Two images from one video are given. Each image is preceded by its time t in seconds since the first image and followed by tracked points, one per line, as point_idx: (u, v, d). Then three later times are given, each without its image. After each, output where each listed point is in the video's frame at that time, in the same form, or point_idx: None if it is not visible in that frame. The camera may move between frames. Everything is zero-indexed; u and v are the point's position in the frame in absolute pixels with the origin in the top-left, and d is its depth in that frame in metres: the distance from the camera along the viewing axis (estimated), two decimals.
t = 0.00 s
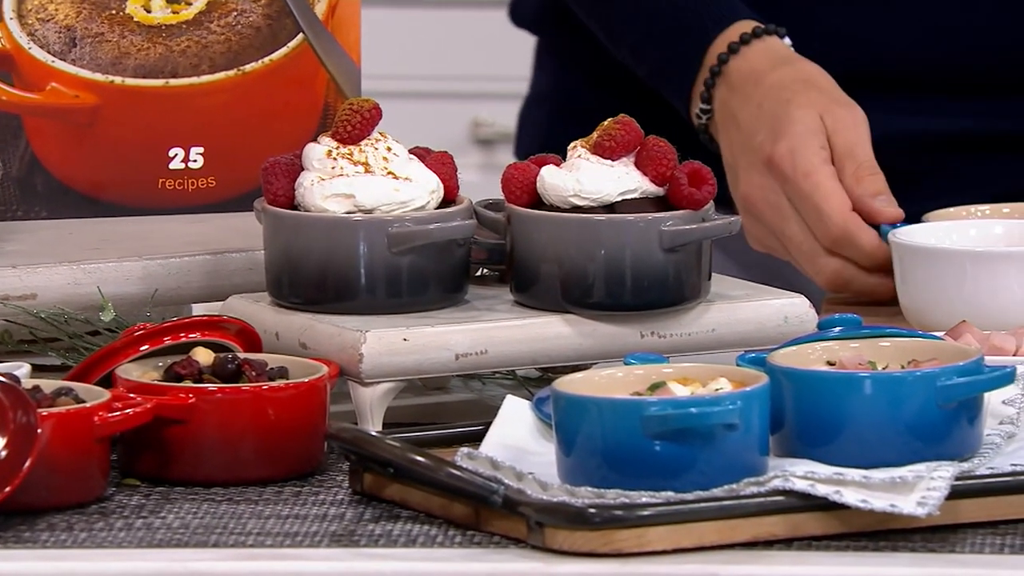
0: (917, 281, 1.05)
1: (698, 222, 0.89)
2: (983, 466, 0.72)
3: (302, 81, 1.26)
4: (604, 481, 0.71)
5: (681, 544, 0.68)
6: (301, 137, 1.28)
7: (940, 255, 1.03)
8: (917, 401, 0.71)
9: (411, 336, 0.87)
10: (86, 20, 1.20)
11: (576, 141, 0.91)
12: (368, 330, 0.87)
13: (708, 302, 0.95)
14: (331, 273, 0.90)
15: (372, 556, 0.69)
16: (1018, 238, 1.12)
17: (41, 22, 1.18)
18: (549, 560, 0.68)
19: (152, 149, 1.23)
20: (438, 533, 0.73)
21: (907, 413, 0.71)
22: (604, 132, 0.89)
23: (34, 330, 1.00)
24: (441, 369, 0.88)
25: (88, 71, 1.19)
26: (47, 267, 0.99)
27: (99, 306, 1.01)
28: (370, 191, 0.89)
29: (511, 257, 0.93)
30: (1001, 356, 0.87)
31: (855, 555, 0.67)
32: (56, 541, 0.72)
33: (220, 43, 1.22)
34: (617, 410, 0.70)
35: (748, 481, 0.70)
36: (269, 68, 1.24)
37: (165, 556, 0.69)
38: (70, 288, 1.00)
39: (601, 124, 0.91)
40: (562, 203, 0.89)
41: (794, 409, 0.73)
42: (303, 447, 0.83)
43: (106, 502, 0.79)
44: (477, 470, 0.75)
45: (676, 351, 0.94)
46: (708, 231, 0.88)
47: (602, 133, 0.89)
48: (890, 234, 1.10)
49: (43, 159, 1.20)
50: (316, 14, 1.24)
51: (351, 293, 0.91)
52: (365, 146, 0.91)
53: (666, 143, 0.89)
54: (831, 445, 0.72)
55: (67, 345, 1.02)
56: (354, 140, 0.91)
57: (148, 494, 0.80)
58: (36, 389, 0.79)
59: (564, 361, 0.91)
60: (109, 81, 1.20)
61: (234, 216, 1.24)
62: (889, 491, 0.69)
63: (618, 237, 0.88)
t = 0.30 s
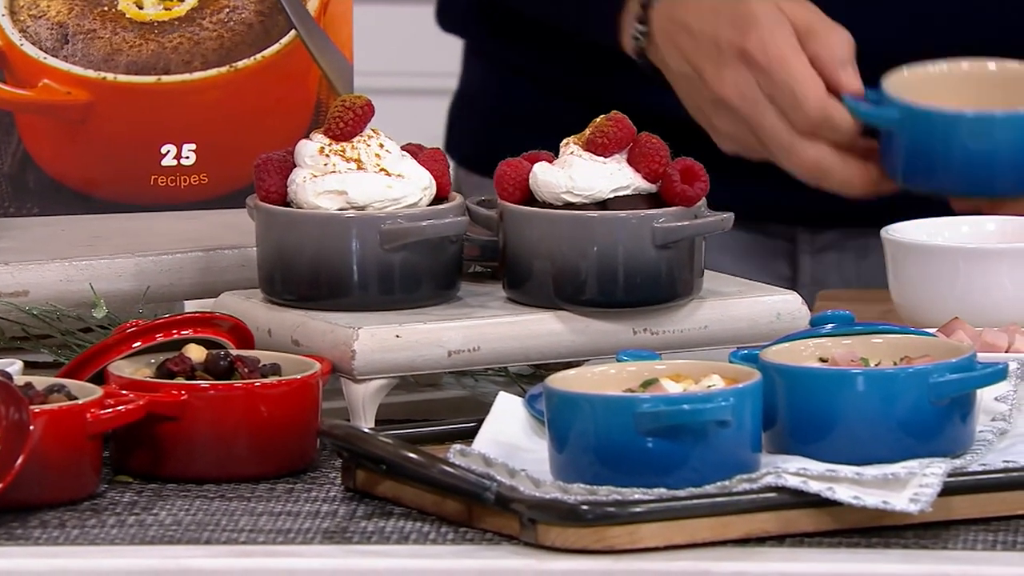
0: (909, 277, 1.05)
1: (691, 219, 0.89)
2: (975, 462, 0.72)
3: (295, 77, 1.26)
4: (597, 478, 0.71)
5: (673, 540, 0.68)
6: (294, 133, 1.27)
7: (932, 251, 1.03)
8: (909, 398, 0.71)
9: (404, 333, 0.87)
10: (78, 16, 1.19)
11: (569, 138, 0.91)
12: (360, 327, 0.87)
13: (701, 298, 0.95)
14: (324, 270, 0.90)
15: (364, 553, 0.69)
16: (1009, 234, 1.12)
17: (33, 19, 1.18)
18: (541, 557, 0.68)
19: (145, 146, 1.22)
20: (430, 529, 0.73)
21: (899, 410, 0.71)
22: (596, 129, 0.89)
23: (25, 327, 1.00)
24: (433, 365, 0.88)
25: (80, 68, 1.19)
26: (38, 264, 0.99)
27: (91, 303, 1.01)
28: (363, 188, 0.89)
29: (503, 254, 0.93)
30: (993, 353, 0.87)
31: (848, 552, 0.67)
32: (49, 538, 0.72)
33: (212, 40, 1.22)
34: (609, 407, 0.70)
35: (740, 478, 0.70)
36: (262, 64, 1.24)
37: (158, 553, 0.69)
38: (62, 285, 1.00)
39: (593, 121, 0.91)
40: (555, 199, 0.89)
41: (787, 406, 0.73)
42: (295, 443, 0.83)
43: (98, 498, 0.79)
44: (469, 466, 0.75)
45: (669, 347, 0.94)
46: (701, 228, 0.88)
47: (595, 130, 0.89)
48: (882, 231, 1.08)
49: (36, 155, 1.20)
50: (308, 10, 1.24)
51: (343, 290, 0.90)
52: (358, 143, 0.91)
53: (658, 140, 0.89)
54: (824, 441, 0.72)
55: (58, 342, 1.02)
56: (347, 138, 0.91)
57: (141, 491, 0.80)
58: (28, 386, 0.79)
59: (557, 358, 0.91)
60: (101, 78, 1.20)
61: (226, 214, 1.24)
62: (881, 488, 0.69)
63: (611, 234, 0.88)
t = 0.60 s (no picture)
0: (902, 273, 1.05)
1: (684, 215, 0.89)
2: (969, 459, 0.72)
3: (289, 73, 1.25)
4: (591, 475, 0.71)
5: (667, 537, 0.68)
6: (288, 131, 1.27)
7: (925, 248, 1.03)
8: (903, 395, 0.71)
9: (397, 330, 0.87)
10: (71, 13, 1.19)
11: (563, 134, 0.91)
12: (354, 324, 0.87)
13: (695, 295, 0.95)
14: (317, 267, 0.90)
15: (358, 550, 0.69)
16: (1003, 231, 1.12)
17: (25, 16, 1.18)
18: (535, 554, 0.68)
19: (138, 142, 1.22)
20: (424, 526, 0.73)
21: (893, 407, 0.71)
22: (590, 126, 0.89)
23: (18, 325, 1.00)
24: (426, 362, 0.88)
25: (72, 64, 1.19)
26: (31, 261, 0.99)
27: (85, 300, 1.01)
28: (356, 185, 0.89)
29: (497, 251, 0.93)
30: (987, 350, 0.87)
31: (841, 549, 0.67)
32: (42, 535, 0.72)
33: (205, 37, 1.22)
34: (604, 404, 0.70)
35: (735, 475, 0.70)
36: (255, 61, 1.24)
37: (153, 550, 0.69)
38: (56, 282, 1.00)
39: (587, 118, 0.91)
40: (548, 196, 0.89)
41: (781, 402, 0.73)
42: (289, 440, 0.83)
43: (92, 496, 0.79)
44: (463, 464, 0.75)
45: (662, 345, 0.94)
46: (694, 225, 0.88)
47: (589, 127, 0.89)
48: (879, 228, 1.09)
49: (29, 152, 1.20)
50: (302, 7, 1.24)
51: (336, 287, 0.90)
52: (351, 139, 0.91)
53: (651, 136, 0.89)
54: (818, 438, 0.72)
55: (52, 339, 1.02)
56: (341, 134, 0.90)
57: (134, 488, 0.80)
58: (22, 383, 0.79)
59: (551, 355, 0.91)
60: (94, 75, 1.20)
61: (218, 209, 1.23)
62: (875, 485, 0.69)
63: (604, 231, 0.88)
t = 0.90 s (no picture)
0: (894, 271, 1.05)
1: (677, 212, 0.89)
2: (962, 456, 0.71)
3: (281, 69, 1.25)
4: (583, 472, 0.71)
5: (660, 535, 0.68)
6: (280, 129, 1.27)
7: (918, 245, 1.03)
8: (896, 392, 0.71)
9: (390, 327, 0.86)
10: (63, 9, 1.19)
11: (556, 131, 0.91)
12: (346, 321, 0.86)
13: (688, 292, 0.95)
14: (310, 264, 0.90)
15: (351, 548, 0.69)
16: (995, 228, 1.12)
17: (17, 12, 1.18)
18: (528, 551, 0.68)
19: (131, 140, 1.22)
20: (417, 524, 0.73)
21: (886, 404, 0.71)
22: (583, 122, 0.89)
23: (11, 322, 1.00)
24: (419, 359, 0.87)
25: (64, 61, 1.18)
26: (23, 258, 0.99)
27: (77, 297, 1.00)
28: (349, 181, 0.89)
29: (490, 248, 0.92)
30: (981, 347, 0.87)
31: (834, 546, 0.67)
32: (35, 532, 0.71)
33: (197, 33, 1.22)
34: (597, 401, 0.70)
35: (728, 472, 0.69)
36: (248, 58, 1.24)
37: (146, 548, 0.69)
38: (48, 279, 0.99)
39: (580, 114, 0.91)
40: (541, 193, 0.89)
41: (773, 400, 0.73)
42: (281, 437, 0.83)
43: (84, 493, 0.78)
44: (456, 461, 0.75)
45: (655, 342, 0.94)
46: (687, 222, 0.88)
47: (582, 123, 0.89)
48: (872, 225, 1.09)
49: (21, 149, 1.19)
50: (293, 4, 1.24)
51: (329, 284, 0.90)
52: (344, 137, 0.91)
53: (645, 133, 0.89)
54: (811, 435, 0.72)
55: (45, 337, 1.02)
56: (333, 131, 0.91)
57: (127, 486, 0.80)
58: (13, 380, 0.78)
59: (544, 352, 0.91)
60: (86, 71, 1.19)
61: (211, 206, 1.23)
62: (868, 482, 0.69)
63: (597, 227, 0.88)
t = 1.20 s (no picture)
0: (886, 267, 1.05)
1: (669, 209, 0.89)
2: (953, 453, 0.71)
3: (272, 66, 1.25)
4: (575, 469, 0.71)
5: (651, 532, 0.67)
6: (270, 126, 1.26)
7: (910, 242, 1.03)
8: (887, 389, 0.71)
9: (381, 324, 0.86)
10: (53, 6, 1.18)
11: (546, 128, 0.91)
12: (337, 318, 0.86)
13: (679, 289, 0.95)
14: (301, 262, 0.90)
15: (342, 545, 0.69)
16: (986, 226, 1.12)
17: (7, 10, 1.17)
18: (519, 548, 0.68)
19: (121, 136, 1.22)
20: (408, 521, 0.73)
21: (877, 401, 0.71)
22: (574, 119, 0.89)
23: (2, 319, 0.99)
24: (410, 357, 0.87)
25: (55, 58, 1.18)
26: (13, 255, 0.98)
27: (68, 295, 1.00)
28: (340, 178, 0.88)
29: (481, 245, 0.92)
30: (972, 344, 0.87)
31: (825, 543, 0.67)
32: (25, 530, 0.71)
33: (188, 30, 1.21)
34: (588, 398, 0.70)
35: (719, 470, 0.70)
36: (239, 54, 1.23)
37: (137, 545, 0.69)
38: (39, 276, 0.99)
39: (571, 112, 0.91)
40: (532, 189, 0.89)
41: (764, 396, 0.73)
42: (272, 434, 0.83)
43: (75, 490, 0.78)
44: (447, 458, 0.74)
45: (646, 339, 0.94)
46: (679, 219, 0.88)
47: (572, 121, 0.88)
48: (863, 222, 1.09)
49: (11, 146, 1.19)
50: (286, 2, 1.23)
51: (320, 281, 0.90)
52: (335, 134, 0.90)
53: (636, 131, 0.89)
54: (802, 432, 0.72)
55: (36, 334, 1.01)
56: (324, 128, 0.90)
57: (118, 483, 0.80)
58: (4, 377, 0.78)
59: (535, 349, 0.91)
60: (77, 68, 1.19)
61: (203, 203, 1.23)
62: (859, 479, 0.69)
63: (588, 224, 0.87)
